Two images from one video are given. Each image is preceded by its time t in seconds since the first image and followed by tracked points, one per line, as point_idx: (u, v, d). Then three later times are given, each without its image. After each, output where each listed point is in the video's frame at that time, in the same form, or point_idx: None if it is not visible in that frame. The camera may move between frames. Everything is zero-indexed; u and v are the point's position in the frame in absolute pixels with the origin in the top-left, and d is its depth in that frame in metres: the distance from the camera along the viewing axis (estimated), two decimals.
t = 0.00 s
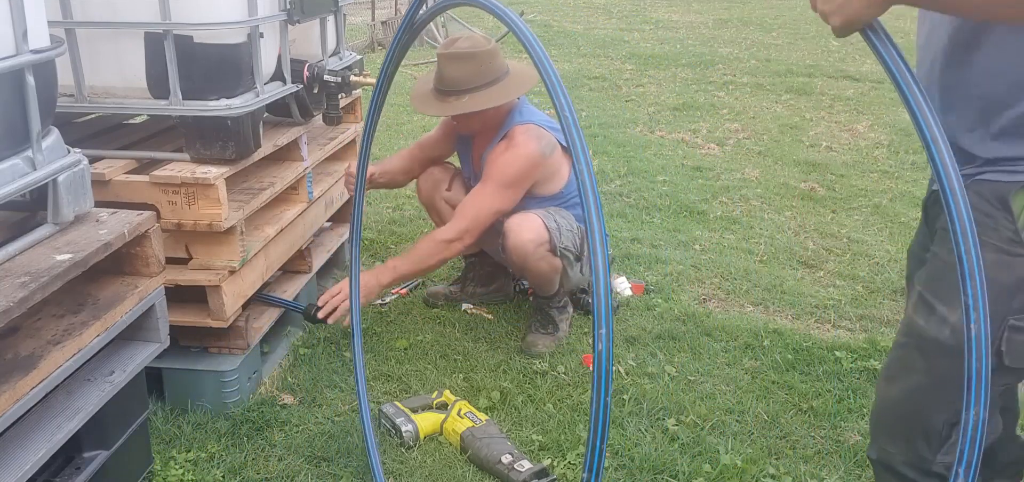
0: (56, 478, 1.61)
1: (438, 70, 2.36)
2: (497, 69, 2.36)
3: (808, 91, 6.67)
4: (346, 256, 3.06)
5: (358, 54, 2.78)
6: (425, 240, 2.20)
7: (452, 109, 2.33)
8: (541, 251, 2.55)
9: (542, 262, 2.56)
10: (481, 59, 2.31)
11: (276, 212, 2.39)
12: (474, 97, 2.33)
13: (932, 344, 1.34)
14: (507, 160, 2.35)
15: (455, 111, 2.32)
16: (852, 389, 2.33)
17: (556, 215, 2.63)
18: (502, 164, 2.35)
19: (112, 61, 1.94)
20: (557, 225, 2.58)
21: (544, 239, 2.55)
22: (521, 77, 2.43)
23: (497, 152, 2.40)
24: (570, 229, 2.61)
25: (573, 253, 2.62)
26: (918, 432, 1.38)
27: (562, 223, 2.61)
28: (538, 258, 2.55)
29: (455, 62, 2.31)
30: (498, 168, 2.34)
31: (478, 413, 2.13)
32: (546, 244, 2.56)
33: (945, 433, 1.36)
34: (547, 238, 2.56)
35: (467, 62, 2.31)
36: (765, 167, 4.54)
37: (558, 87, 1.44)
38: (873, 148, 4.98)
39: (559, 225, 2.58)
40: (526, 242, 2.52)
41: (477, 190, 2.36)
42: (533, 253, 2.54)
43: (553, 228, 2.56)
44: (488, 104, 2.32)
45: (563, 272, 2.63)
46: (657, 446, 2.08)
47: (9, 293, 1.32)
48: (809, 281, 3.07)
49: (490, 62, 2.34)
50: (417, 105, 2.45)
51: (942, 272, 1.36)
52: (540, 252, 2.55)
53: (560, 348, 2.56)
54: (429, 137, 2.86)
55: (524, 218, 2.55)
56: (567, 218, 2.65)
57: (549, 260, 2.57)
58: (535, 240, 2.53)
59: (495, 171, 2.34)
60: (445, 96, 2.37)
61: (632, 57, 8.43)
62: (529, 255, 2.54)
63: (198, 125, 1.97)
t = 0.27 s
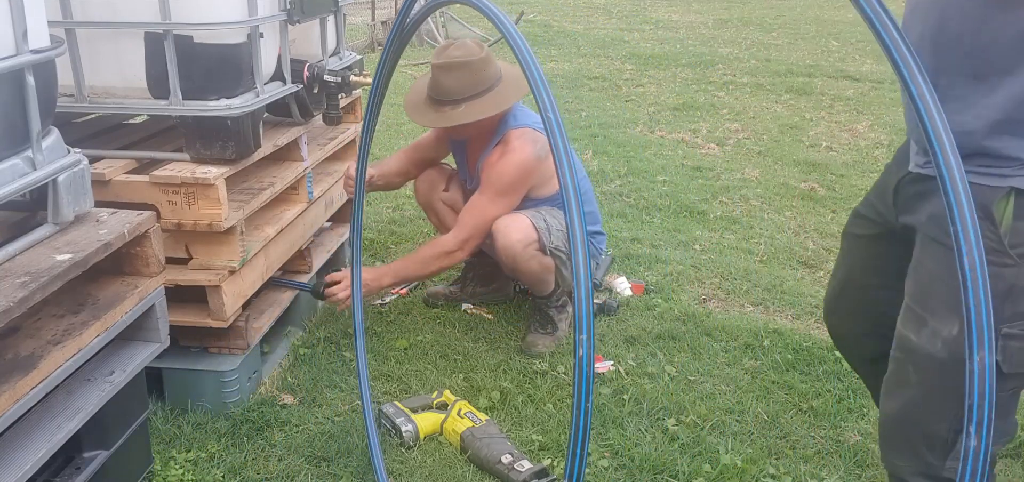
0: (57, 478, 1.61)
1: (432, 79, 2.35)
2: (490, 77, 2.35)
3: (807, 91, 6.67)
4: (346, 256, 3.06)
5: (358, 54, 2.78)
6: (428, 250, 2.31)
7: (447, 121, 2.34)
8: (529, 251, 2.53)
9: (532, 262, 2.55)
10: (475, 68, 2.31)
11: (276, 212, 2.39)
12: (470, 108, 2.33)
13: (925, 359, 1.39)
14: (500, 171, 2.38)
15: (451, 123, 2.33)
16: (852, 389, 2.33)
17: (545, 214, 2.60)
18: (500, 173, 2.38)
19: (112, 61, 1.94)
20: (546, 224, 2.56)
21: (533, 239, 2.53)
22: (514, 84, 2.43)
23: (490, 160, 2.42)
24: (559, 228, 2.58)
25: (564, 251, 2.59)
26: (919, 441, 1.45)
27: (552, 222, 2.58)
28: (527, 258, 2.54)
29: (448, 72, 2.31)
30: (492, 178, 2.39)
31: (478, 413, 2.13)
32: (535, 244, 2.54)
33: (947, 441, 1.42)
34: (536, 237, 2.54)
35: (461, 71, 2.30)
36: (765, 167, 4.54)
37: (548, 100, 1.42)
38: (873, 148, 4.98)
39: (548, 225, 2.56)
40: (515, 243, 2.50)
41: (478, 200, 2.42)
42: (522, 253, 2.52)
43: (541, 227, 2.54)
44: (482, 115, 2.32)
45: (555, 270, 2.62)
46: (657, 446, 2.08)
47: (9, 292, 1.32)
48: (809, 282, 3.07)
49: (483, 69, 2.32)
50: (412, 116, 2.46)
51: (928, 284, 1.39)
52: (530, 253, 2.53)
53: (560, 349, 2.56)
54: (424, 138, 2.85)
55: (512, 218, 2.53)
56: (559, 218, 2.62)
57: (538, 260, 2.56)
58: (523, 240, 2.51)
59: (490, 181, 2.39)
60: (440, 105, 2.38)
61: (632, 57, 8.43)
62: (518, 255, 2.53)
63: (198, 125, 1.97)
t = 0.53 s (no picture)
0: (56, 478, 1.61)
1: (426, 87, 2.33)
2: (485, 86, 2.32)
3: (807, 91, 6.67)
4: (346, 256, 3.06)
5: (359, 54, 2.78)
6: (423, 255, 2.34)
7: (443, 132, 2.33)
8: (524, 250, 2.55)
9: (526, 261, 2.57)
10: (469, 78, 2.28)
11: (276, 212, 2.39)
12: (465, 118, 2.32)
13: (917, 363, 1.32)
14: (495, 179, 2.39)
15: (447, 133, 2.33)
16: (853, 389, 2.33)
17: (539, 213, 2.60)
18: (495, 180, 2.39)
19: (112, 61, 1.94)
20: (540, 223, 2.55)
21: (527, 238, 2.54)
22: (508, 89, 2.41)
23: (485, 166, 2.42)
24: (553, 227, 2.58)
25: (560, 251, 2.58)
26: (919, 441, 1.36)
27: (546, 221, 2.57)
28: (522, 257, 2.56)
29: (443, 82, 2.28)
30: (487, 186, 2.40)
31: (478, 413, 2.13)
32: (529, 243, 2.54)
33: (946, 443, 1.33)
34: (531, 236, 2.53)
35: (456, 81, 2.27)
36: (765, 167, 4.54)
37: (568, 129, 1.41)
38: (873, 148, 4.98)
39: (542, 224, 2.55)
40: (509, 243, 2.52)
41: (470, 203, 2.45)
42: (516, 252, 2.54)
43: (535, 226, 2.54)
44: (478, 125, 2.32)
45: (551, 269, 2.62)
46: (657, 446, 2.08)
47: (9, 293, 1.32)
48: (809, 282, 3.07)
49: (478, 79, 2.29)
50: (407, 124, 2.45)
51: (912, 288, 1.33)
52: (524, 251, 2.55)
53: (560, 349, 2.56)
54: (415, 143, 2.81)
55: (506, 218, 2.53)
56: (553, 217, 2.61)
57: (533, 258, 2.58)
58: (517, 239, 2.52)
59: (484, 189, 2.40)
60: (435, 115, 2.36)
61: (632, 57, 8.43)
62: (512, 254, 2.55)
63: (199, 125, 1.97)
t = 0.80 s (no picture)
0: (57, 478, 1.61)
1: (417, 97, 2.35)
2: (474, 93, 2.34)
3: (807, 91, 6.67)
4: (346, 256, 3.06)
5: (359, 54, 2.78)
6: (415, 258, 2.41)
7: (434, 140, 2.34)
8: (514, 251, 2.54)
9: (517, 262, 2.56)
10: (457, 86, 2.29)
11: (276, 212, 2.39)
12: (455, 125, 2.33)
13: (900, 365, 1.27)
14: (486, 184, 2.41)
15: (438, 141, 2.34)
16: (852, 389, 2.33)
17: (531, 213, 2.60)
18: (486, 186, 2.41)
19: (112, 61, 1.94)
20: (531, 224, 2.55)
21: (517, 239, 2.53)
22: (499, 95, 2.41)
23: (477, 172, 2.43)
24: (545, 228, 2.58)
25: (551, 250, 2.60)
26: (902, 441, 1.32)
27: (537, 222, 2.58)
28: (513, 258, 2.55)
29: (431, 91, 2.30)
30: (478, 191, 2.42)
31: (478, 413, 2.13)
32: (519, 244, 2.54)
33: (930, 441, 1.30)
34: (521, 236, 2.54)
35: (445, 90, 2.29)
36: (765, 167, 4.54)
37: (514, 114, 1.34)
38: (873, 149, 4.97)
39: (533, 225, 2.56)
40: (499, 245, 2.51)
41: (462, 208, 2.47)
42: (507, 253, 2.53)
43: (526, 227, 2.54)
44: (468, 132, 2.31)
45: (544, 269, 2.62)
46: (657, 446, 2.08)
47: (9, 293, 1.32)
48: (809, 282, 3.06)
49: (467, 86, 2.31)
50: (400, 133, 2.47)
51: (890, 289, 1.28)
52: (516, 253, 2.54)
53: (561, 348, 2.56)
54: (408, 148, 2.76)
55: (496, 219, 2.52)
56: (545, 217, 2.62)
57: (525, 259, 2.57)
58: (507, 240, 2.51)
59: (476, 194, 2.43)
60: (427, 123, 2.38)
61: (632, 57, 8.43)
62: (503, 256, 2.53)
63: (198, 125, 1.97)
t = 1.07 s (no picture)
0: (57, 478, 1.61)
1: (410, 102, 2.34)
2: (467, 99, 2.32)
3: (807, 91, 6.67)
4: (346, 256, 3.06)
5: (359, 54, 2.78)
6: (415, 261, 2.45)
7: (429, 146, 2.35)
8: (511, 254, 2.53)
9: (514, 265, 2.56)
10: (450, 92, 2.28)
11: (276, 212, 2.39)
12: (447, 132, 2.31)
13: (898, 361, 1.24)
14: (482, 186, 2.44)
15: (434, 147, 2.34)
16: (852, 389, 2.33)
17: (527, 215, 2.60)
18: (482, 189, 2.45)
19: (112, 61, 1.94)
20: (526, 227, 2.55)
21: (513, 242, 2.52)
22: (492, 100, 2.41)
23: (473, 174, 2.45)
24: (541, 229, 2.58)
25: (548, 252, 2.59)
26: (900, 439, 1.28)
27: (532, 224, 2.57)
28: (510, 261, 2.55)
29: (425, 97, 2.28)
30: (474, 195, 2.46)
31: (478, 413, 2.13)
32: (516, 247, 2.53)
33: (925, 435, 1.27)
34: (517, 240, 2.53)
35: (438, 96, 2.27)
36: (765, 167, 4.54)
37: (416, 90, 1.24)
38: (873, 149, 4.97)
39: (528, 227, 2.55)
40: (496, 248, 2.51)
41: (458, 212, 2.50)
42: (504, 257, 2.53)
43: (521, 230, 2.53)
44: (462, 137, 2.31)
45: (542, 270, 2.62)
46: (656, 446, 2.08)
47: (9, 293, 1.32)
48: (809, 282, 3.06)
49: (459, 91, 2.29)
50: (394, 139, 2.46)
51: (884, 286, 1.24)
52: (512, 256, 2.54)
53: (561, 348, 2.56)
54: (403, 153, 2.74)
55: (491, 223, 2.53)
56: (539, 219, 2.61)
57: (522, 262, 2.56)
58: (503, 244, 2.51)
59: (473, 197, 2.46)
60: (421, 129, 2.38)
61: (632, 57, 8.44)
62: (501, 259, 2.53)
63: (198, 125, 1.97)
